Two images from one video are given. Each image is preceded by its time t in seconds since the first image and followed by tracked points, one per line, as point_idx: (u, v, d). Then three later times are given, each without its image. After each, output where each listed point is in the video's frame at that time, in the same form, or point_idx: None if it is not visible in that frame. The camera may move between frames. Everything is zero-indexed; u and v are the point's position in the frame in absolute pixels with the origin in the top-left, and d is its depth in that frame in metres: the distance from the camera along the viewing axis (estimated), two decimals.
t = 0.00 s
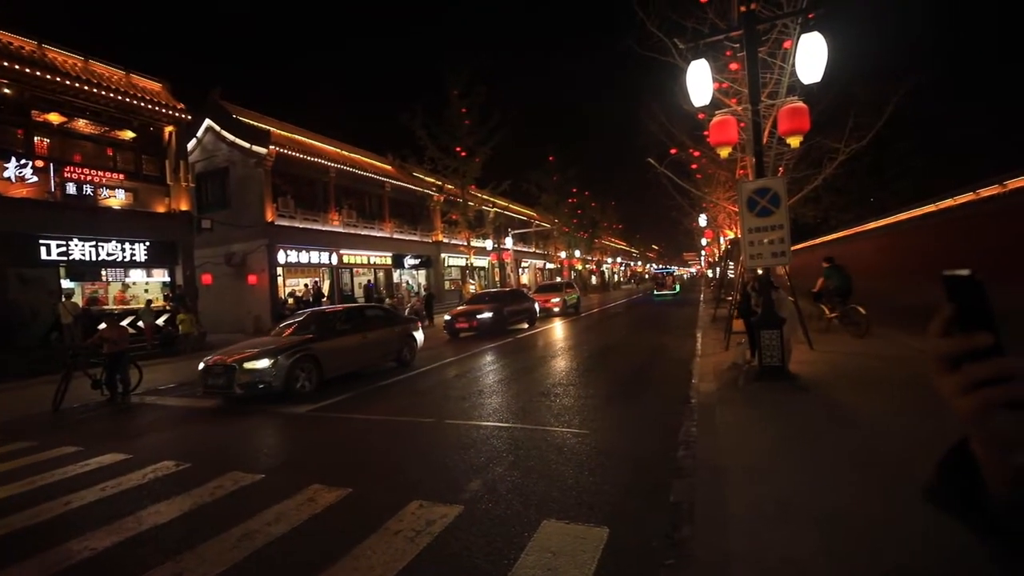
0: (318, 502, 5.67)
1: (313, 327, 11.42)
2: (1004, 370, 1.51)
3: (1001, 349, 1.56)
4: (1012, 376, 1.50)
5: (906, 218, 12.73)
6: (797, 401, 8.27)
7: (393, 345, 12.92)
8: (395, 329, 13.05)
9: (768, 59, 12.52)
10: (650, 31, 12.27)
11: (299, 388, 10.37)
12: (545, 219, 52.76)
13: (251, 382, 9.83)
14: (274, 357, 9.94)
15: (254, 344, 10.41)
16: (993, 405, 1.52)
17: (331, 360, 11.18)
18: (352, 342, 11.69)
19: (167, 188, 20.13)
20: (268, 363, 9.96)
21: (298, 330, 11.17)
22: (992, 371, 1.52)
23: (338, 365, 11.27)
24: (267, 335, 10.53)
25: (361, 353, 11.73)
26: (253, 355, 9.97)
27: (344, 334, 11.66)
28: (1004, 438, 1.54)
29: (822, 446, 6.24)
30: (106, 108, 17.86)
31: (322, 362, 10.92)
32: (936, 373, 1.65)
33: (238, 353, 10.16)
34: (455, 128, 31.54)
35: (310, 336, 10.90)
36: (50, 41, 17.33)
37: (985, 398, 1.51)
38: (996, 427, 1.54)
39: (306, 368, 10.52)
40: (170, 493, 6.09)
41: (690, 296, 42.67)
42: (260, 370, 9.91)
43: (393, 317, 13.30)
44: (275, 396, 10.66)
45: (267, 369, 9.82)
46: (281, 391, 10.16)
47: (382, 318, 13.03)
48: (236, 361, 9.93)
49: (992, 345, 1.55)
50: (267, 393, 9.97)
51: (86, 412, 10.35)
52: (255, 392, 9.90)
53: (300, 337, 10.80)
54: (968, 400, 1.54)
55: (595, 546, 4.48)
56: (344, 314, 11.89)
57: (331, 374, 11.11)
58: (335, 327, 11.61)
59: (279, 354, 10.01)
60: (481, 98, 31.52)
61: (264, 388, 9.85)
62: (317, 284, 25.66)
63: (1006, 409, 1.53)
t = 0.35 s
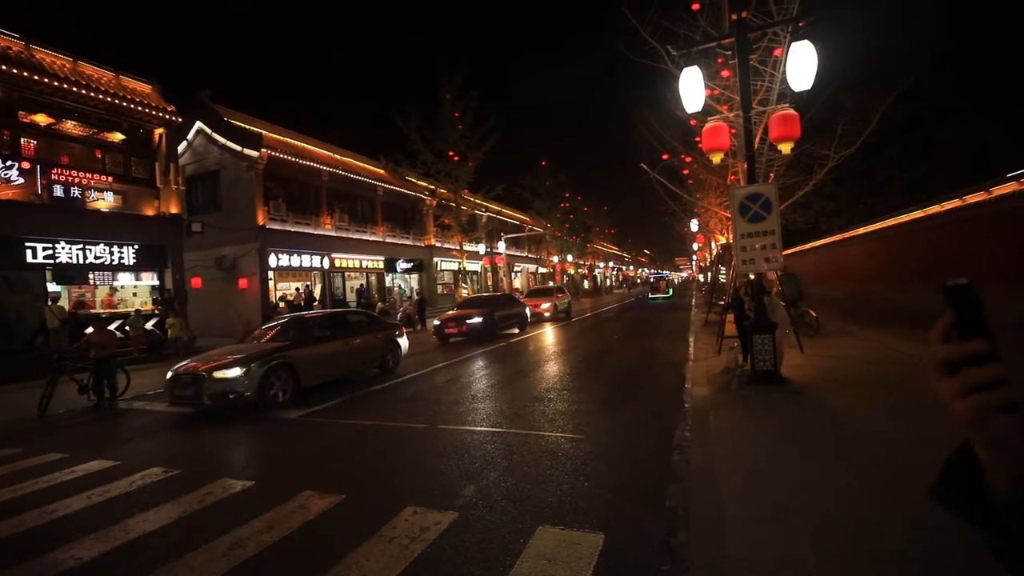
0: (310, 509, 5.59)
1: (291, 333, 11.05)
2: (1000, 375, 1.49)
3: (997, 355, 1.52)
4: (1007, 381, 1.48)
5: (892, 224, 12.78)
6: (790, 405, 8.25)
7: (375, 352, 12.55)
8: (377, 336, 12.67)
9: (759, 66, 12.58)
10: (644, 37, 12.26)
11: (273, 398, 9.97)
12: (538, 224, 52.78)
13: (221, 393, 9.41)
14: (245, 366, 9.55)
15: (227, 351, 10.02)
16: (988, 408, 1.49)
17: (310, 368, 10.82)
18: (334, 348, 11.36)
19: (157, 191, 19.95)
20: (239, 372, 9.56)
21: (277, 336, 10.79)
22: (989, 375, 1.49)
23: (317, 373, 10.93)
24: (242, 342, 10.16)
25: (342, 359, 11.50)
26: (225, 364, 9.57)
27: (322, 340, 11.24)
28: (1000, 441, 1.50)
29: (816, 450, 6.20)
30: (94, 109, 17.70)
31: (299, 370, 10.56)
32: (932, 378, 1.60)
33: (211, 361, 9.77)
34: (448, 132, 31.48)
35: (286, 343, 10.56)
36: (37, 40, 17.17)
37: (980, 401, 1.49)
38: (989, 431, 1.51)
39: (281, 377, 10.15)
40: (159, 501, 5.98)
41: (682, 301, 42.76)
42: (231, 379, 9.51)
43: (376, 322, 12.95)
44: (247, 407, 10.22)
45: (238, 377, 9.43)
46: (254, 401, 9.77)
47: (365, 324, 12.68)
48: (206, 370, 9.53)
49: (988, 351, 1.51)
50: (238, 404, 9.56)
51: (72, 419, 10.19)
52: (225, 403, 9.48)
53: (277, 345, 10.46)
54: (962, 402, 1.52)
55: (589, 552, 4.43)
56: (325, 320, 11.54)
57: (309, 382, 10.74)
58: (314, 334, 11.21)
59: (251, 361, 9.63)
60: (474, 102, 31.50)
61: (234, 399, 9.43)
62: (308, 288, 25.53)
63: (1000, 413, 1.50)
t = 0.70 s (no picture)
0: (302, 512, 5.53)
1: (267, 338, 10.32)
2: (1001, 375, 1.59)
3: (996, 358, 1.64)
4: (1003, 380, 1.59)
5: (890, 224, 12.87)
6: (783, 406, 8.26)
7: (361, 355, 12.06)
8: (358, 339, 12.05)
9: (753, 67, 12.60)
10: (638, 39, 12.26)
11: (245, 405, 9.36)
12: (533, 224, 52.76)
13: (187, 401, 8.75)
14: (215, 371, 8.92)
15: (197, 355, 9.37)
16: (987, 406, 1.59)
17: (285, 373, 10.16)
18: (310, 353, 10.73)
19: (148, 190, 19.80)
20: (209, 378, 8.94)
21: (250, 339, 10.15)
22: (989, 376, 1.60)
23: (290, 378, 10.24)
24: (217, 345, 9.57)
25: (319, 367, 10.81)
26: (193, 369, 8.92)
27: (299, 344, 10.65)
28: (998, 440, 1.58)
29: (808, 451, 6.20)
30: (84, 108, 17.56)
31: (273, 376, 9.92)
32: (936, 379, 1.73)
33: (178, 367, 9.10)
34: (443, 132, 31.38)
35: (259, 347, 9.91)
36: (27, 37, 17.01)
37: (979, 401, 1.59)
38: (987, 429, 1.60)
39: (253, 383, 9.53)
40: (147, 505, 5.91)
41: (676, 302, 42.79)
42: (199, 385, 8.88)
43: (360, 325, 12.42)
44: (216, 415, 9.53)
45: (206, 384, 8.78)
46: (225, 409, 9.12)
47: (347, 326, 12.14)
48: (171, 376, 8.84)
49: (988, 353, 1.64)
50: (205, 412, 8.91)
51: (60, 420, 10.09)
52: (192, 412, 8.81)
53: (248, 349, 9.80)
54: (962, 402, 1.62)
55: (584, 554, 4.40)
56: (303, 322, 10.93)
57: (285, 388, 10.14)
58: (292, 337, 10.59)
59: (220, 367, 8.99)
60: (469, 102, 31.41)
61: (203, 406, 8.77)
62: (302, 288, 25.43)
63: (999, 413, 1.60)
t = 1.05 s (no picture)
0: (298, 508, 5.54)
1: (251, 335, 10.15)
2: (960, 375, 1.50)
3: (954, 356, 1.55)
4: (964, 381, 1.50)
5: (889, 225, 12.86)
6: (780, 405, 8.26)
7: (346, 355, 11.78)
8: (345, 339, 11.79)
9: (753, 67, 12.60)
10: (639, 37, 12.25)
11: (221, 408, 9.04)
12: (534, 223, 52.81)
13: (159, 402, 8.47)
14: (188, 372, 8.62)
15: (178, 353, 9.11)
16: (949, 408, 1.50)
17: (264, 375, 9.84)
18: (293, 352, 10.45)
19: (149, 185, 19.84)
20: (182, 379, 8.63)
21: (230, 339, 9.91)
22: (948, 376, 1.51)
23: (269, 380, 9.92)
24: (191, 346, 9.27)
25: (301, 367, 10.50)
26: (166, 370, 8.62)
27: (282, 343, 10.37)
28: (964, 440, 1.51)
29: (803, 450, 6.19)
30: (86, 104, 17.53)
31: (252, 377, 9.62)
32: (898, 378, 1.63)
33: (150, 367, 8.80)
34: (444, 130, 31.36)
35: (237, 347, 9.61)
36: (27, 32, 17.00)
37: (941, 402, 1.49)
38: (951, 433, 1.52)
39: (231, 384, 9.21)
40: (147, 499, 5.94)
41: (677, 301, 42.81)
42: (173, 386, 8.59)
43: (348, 323, 12.14)
44: (190, 418, 9.23)
45: (179, 385, 8.48)
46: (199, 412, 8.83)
47: (334, 324, 11.85)
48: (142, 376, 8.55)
49: (946, 352, 1.55)
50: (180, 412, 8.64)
51: (59, 415, 10.08)
52: (165, 414, 8.53)
53: (226, 348, 9.49)
54: (925, 404, 1.52)
55: (576, 551, 4.41)
56: (287, 320, 10.69)
57: (263, 390, 9.81)
58: (274, 336, 10.36)
59: (194, 367, 8.69)
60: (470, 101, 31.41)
61: (176, 408, 8.48)
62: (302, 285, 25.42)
63: (961, 415, 1.51)
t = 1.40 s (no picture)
0: (277, 506, 5.49)
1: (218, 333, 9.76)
2: (918, 403, 1.52)
3: (912, 382, 1.57)
4: (921, 409, 1.51)
5: (877, 242, 12.99)
6: (762, 418, 8.29)
7: (320, 355, 11.42)
8: (320, 339, 11.49)
9: (748, 81, 12.70)
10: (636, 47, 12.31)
11: (176, 410, 8.54)
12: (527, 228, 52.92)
13: (108, 402, 8.01)
14: (141, 371, 8.16)
15: (138, 350, 8.69)
16: (906, 436, 1.51)
17: (227, 377, 9.35)
18: (262, 352, 10.07)
19: (139, 176, 19.71)
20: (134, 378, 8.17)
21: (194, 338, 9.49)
22: (905, 403, 1.53)
23: (231, 383, 9.42)
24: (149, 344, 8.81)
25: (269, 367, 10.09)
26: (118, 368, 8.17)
27: (250, 342, 9.95)
28: (915, 467, 1.51)
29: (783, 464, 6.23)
30: (77, 92, 17.35)
31: (214, 379, 9.13)
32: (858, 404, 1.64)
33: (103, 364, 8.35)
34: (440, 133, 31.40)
35: (198, 346, 9.14)
36: (20, 16, 16.83)
37: (898, 428, 1.51)
38: (906, 459, 1.52)
39: (189, 385, 8.73)
40: (122, 494, 5.85)
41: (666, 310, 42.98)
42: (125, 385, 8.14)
43: (323, 323, 11.85)
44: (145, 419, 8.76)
45: (130, 384, 8.02)
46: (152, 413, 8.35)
47: (309, 324, 11.54)
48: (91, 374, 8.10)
49: (903, 379, 1.56)
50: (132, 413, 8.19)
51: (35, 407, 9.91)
52: (114, 414, 8.07)
53: (185, 347, 9.01)
54: (881, 430, 1.54)
55: (554, 558, 4.38)
56: (258, 319, 10.31)
57: (224, 393, 9.31)
58: (242, 335, 9.96)
59: (148, 366, 8.23)
60: (466, 104, 31.48)
61: (125, 409, 8.01)
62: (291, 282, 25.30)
63: (917, 441, 1.52)
